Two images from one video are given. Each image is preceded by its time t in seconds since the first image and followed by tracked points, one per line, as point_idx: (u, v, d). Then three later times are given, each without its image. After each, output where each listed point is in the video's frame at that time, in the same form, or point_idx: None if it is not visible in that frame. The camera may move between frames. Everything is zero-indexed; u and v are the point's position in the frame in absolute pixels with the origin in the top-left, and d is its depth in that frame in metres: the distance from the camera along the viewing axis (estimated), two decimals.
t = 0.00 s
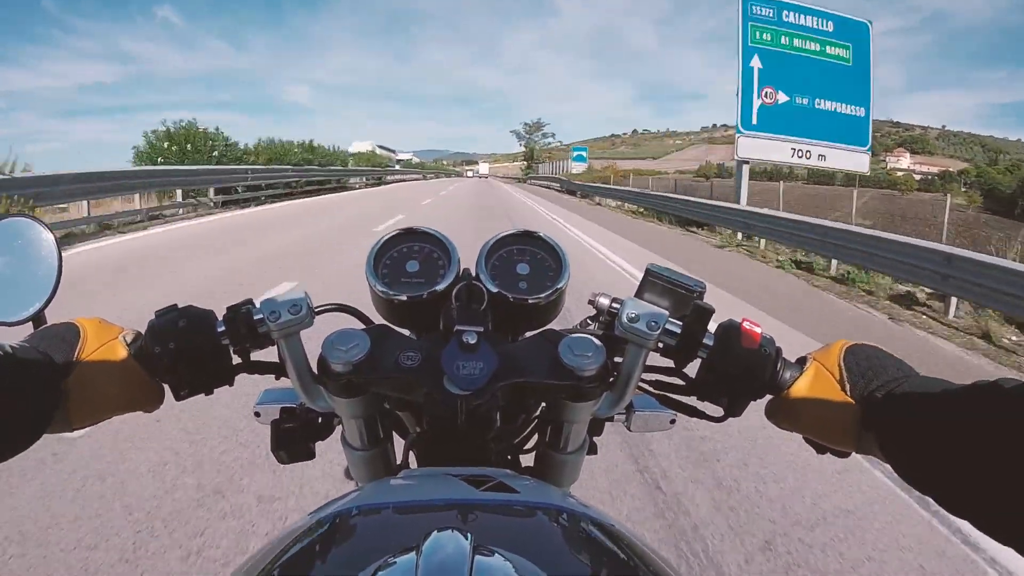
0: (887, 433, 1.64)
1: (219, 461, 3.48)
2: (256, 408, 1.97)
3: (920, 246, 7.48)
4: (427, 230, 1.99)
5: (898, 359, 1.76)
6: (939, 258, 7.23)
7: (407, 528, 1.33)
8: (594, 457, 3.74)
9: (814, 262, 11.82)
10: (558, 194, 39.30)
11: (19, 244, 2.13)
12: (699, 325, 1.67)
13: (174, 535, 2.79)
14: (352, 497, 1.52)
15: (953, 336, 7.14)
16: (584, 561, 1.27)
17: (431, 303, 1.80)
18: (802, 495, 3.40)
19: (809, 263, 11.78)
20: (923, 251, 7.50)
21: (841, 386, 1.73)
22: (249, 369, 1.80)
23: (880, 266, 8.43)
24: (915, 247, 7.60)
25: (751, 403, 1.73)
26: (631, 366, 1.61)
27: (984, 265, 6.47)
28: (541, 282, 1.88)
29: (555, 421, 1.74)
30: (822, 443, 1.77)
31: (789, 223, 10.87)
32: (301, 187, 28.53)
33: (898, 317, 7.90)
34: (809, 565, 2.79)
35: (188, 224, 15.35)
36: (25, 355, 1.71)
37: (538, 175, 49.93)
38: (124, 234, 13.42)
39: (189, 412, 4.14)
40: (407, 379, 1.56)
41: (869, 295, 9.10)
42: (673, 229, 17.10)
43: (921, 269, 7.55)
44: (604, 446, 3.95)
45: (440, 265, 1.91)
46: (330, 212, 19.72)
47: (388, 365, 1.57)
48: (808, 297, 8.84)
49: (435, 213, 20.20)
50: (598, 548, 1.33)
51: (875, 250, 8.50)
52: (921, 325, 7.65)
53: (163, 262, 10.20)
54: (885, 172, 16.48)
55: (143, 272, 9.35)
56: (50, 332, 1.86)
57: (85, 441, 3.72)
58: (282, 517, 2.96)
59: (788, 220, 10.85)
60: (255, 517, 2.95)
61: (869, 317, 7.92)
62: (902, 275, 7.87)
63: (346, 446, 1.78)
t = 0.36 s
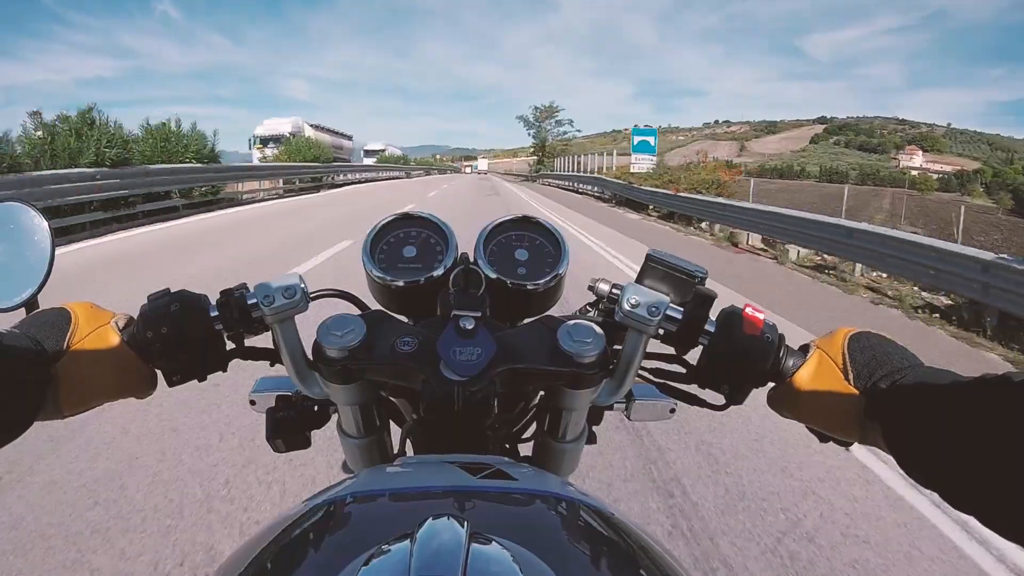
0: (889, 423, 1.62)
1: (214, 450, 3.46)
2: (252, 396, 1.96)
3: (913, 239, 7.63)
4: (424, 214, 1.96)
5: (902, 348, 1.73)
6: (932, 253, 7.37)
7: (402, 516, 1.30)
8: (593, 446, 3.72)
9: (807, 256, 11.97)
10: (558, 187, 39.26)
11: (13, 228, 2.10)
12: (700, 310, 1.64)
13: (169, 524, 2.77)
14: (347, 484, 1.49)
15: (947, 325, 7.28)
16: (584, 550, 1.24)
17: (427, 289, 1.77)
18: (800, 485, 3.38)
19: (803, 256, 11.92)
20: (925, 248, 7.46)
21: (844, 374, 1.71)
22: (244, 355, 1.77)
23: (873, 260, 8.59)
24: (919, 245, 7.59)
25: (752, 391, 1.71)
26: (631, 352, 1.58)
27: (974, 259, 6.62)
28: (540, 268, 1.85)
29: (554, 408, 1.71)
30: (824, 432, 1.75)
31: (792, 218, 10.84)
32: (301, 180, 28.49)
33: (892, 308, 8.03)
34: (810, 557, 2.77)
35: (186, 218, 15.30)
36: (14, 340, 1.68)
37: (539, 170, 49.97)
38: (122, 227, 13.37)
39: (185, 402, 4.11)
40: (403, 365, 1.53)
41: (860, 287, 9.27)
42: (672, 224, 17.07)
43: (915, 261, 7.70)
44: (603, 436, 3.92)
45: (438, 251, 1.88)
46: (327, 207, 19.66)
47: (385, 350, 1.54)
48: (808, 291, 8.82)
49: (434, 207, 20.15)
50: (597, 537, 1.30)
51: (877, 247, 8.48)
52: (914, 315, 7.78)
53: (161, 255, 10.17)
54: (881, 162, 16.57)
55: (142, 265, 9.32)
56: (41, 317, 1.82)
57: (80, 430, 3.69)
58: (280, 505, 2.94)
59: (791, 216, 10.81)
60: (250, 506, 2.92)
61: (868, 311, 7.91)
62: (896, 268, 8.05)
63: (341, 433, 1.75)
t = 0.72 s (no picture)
0: (881, 428, 1.65)
1: (217, 458, 3.49)
2: (254, 403, 1.99)
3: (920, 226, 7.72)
4: (422, 225, 1.99)
5: (894, 355, 1.76)
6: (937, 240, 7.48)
7: (402, 524, 1.33)
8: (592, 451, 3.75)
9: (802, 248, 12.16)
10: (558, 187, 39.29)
11: (18, 239, 2.13)
12: (694, 319, 1.67)
13: (172, 530, 2.81)
14: (348, 493, 1.52)
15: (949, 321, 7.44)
16: (581, 557, 1.27)
17: (426, 299, 1.80)
18: (796, 490, 3.41)
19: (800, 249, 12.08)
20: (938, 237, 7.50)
21: (836, 379, 1.74)
22: (247, 364, 1.80)
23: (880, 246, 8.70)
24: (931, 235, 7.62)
25: (746, 398, 1.74)
26: (627, 361, 1.61)
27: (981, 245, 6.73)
28: (537, 277, 1.88)
29: (551, 415, 1.74)
30: (817, 438, 1.78)
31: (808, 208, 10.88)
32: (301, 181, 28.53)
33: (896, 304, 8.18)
34: (806, 560, 2.80)
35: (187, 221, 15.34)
36: (21, 351, 1.71)
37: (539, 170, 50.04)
38: (123, 229, 13.41)
39: (187, 408, 4.15)
40: (403, 375, 1.56)
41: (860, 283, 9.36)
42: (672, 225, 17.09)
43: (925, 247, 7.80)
44: (601, 441, 3.96)
45: (437, 261, 1.92)
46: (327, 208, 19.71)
47: (385, 361, 1.58)
48: (806, 291, 8.86)
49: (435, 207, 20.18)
50: (593, 544, 1.33)
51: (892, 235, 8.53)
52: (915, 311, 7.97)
53: (163, 258, 10.21)
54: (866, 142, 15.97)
55: (143, 268, 9.36)
56: (47, 328, 1.86)
57: (84, 436, 3.72)
58: (282, 512, 2.97)
59: (808, 207, 10.85)
60: (252, 514, 2.95)
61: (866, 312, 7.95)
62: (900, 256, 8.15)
63: (342, 442, 1.79)
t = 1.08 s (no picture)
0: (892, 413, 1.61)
1: (214, 447, 3.45)
2: (253, 388, 1.95)
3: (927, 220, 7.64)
4: (423, 206, 1.95)
5: (906, 337, 1.72)
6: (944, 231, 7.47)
7: (403, 505, 1.29)
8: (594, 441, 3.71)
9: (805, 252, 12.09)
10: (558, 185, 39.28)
11: (14, 224, 2.10)
12: (702, 300, 1.63)
13: (169, 519, 2.76)
14: (348, 475, 1.48)
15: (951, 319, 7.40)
16: (586, 538, 1.24)
17: (428, 279, 1.77)
18: (801, 478, 3.37)
19: (802, 251, 12.05)
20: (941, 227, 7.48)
21: (846, 363, 1.70)
22: (245, 347, 1.77)
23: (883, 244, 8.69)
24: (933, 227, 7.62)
25: (753, 380, 1.70)
26: (633, 342, 1.58)
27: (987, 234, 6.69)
28: (541, 259, 1.84)
29: (556, 398, 1.70)
30: (826, 422, 1.74)
31: (811, 206, 10.87)
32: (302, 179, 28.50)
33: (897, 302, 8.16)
34: (812, 548, 2.75)
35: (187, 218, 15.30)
36: (14, 334, 1.68)
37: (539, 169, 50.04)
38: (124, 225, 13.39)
39: (186, 398, 4.11)
40: (404, 355, 1.53)
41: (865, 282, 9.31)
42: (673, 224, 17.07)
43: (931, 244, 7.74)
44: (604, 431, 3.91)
45: (438, 242, 1.88)
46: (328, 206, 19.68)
47: (386, 341, 1.54)
48: (807, 289, 8.84)
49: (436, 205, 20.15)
50: (599, 525, 1.30)
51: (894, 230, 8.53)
52: (917, 311, 7.94)
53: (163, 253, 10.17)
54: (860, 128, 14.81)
55: (144, 264, 9.33)
56: (41, 311, 1.82)
57: (82, 426, 3.68)
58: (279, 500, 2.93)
59: (815, 206, 10.86)
60: (249, 502, 2.91)
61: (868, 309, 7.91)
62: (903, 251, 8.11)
63: (342, 425, 1.75)
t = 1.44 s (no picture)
0: (887, 426, 1.64)
1: (218, 455, 3.48)
2: (256, 401, 1.96)
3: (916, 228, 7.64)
4: (425, 222, 1.98)
5: (898, 352, 1.76)
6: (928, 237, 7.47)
7: (406, 521, 1.33)
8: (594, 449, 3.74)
9: (800, 255, 12.11)
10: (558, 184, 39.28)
11: (21, 237, 2.13)
12: (698, 317, 1.67)
13: (172, 529, 2.80)
14: (351, 489, 1.51)
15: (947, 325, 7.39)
16: (585, 555, 1.27)
17: (430, 295, 1.80)
18: (797, 488, 3.40)
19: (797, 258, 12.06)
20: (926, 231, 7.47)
21: (841, 377, 1.73)
22: (249, 361, 1.80)
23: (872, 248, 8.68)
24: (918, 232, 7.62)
25: (750, 395, 1.73)
26: (631, 359, 1.61)
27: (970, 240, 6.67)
28: (541, 275, 1.88)
29: (554, 413, 1.74)
30: (822, 435, 1.77)
31: (794, 213, 10.88)
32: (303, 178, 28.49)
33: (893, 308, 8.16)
34: (807, 558, 2.78)
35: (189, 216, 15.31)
36: (24, 349, 1.71)
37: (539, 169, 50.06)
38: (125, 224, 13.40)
39: (189, 406, 4.14)
40: (406, 373, 1.56)
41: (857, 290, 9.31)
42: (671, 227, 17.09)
43: (917, 249, 7.75)
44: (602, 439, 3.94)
45: (440, 259, 1.91)
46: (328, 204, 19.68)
47: (389, 358, 1.57)
48: (804, 295, 8.85)
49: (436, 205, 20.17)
50: (597, 540, 1.33)
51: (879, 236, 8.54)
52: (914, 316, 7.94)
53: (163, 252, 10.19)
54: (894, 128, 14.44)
55: (145, 262, 9.35)
56: (50, 325, 1.86)
57: (86, 433, 3.72)
58: (280, 512, 2.96)
59: (794, 210, 10.88)
60: (251, 511, 2.94)
61: (865, 315, 7.93)
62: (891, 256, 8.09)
63: (345, 439, 1.78)
